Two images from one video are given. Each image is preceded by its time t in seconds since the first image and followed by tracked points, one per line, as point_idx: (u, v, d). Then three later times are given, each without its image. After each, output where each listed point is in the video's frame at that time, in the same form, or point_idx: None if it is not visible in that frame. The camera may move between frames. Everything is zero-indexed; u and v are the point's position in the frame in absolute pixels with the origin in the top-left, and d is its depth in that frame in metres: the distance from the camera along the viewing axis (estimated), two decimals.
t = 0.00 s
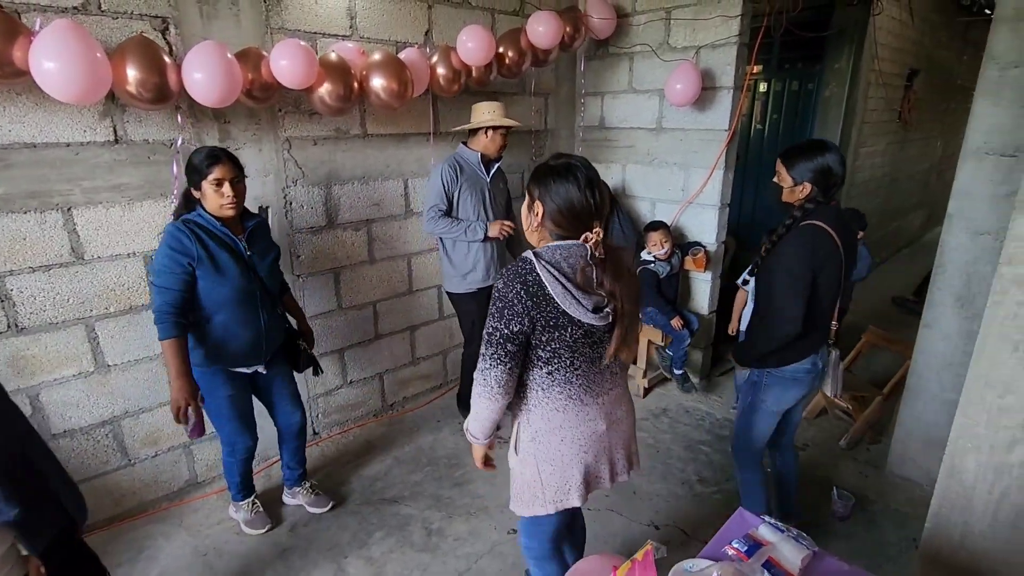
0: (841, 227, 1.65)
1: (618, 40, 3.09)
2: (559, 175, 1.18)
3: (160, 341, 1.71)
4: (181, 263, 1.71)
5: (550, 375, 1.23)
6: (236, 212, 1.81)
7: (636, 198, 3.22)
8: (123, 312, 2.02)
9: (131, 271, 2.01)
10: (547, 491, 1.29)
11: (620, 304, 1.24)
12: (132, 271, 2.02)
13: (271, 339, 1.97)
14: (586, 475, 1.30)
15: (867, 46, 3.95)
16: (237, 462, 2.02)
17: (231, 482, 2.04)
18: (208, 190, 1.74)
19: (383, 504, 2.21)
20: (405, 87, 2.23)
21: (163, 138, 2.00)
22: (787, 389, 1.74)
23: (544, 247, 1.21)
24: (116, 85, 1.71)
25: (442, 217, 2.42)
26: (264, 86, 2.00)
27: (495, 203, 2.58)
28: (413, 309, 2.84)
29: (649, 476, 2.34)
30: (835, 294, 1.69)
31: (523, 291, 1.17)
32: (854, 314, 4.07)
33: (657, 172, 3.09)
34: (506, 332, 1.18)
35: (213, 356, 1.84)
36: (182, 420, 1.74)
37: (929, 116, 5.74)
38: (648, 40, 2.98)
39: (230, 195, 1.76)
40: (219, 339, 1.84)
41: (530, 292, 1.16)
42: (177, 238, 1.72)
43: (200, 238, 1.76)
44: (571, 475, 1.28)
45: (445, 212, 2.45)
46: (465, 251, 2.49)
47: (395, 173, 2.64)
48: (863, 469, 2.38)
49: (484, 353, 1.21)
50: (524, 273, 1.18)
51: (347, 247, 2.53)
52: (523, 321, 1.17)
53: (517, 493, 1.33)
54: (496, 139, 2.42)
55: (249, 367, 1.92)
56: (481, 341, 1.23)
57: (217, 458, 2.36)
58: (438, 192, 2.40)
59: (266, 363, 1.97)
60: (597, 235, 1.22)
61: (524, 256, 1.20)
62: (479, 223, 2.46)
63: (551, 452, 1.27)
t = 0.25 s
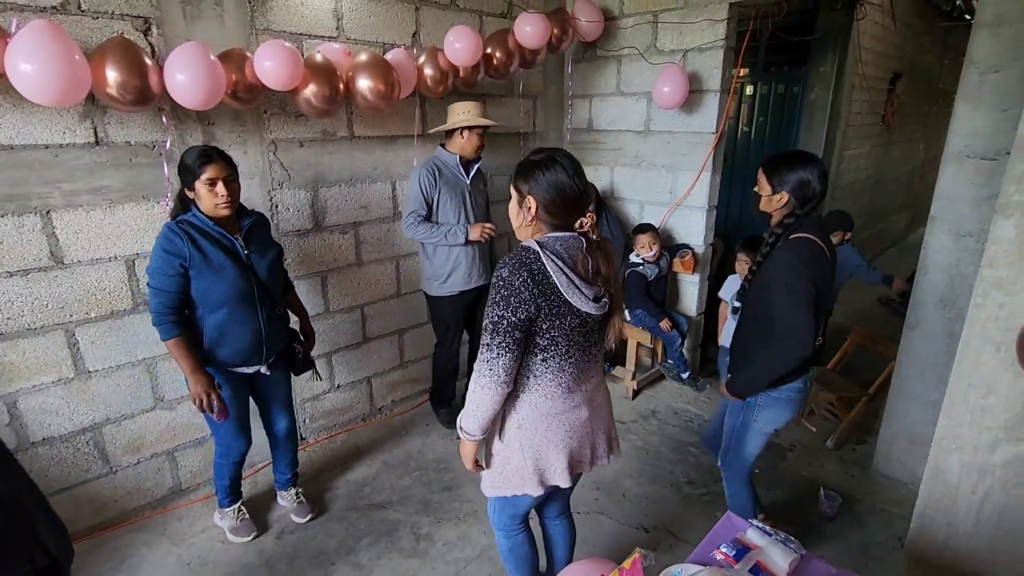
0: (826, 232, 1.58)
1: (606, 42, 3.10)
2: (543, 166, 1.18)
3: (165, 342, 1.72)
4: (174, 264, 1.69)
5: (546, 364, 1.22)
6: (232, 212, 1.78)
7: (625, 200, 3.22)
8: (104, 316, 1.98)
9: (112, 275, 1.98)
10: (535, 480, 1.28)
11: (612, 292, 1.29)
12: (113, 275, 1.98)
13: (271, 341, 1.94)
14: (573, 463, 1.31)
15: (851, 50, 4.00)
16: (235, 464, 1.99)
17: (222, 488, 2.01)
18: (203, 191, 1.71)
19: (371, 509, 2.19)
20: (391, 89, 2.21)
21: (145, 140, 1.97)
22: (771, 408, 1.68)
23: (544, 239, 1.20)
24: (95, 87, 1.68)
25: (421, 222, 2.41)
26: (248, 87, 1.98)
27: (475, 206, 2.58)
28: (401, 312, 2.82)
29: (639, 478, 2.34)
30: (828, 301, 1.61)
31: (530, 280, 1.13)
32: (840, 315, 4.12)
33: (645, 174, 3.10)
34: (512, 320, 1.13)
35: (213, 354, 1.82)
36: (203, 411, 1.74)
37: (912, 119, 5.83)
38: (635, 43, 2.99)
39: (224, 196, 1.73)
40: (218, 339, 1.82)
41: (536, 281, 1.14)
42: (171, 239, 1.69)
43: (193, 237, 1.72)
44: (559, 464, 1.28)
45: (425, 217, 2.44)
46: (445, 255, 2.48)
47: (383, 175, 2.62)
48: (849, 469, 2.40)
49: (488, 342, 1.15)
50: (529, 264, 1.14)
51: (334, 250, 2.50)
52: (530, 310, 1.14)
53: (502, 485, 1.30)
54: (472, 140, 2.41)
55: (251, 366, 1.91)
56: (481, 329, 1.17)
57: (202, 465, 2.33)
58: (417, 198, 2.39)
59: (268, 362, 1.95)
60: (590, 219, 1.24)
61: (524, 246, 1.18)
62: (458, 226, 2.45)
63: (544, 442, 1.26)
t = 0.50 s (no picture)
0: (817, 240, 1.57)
1: (598, 46, 3.11)
2: (529, 175, 1.16)
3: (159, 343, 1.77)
4: (170, 269, 1.70)
5: (547, 378, 1.21)
6: (231, 220, 1.75)
7: (616, 204, 3.23)
8: (90, 321, 1.95)
9: (98, 279, 1.95)
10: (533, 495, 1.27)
11: (607, 302, 1.31)
12: (99, 280, 1.95)
13: (266, 347, 1.90)
14: (568, 475, 1.32)
15: (840, 55, 4.04)
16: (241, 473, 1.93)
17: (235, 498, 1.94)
18: (202, 198, 1.68)
19: (362, 516, 2.17)
20: (382, 92, 2.20)
21: (133, 142, 1.95)
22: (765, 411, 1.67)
23: (539, 250, 1.19)
24: (81, 89, 1.66)
25: (403, 229, 2.41)
26: (238, 90, 1.96)
27: (460, 213, 2.57)
28: (392, 316, 2.81)
29: (630, 482, 2.34)
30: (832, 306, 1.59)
31: (532, 293, 1.12)
32: (829, 318, 4.15)
33: (636, 178, 3.11)
34: (518, 336, 1.11)
35: (206, 361, 1.80)
36: (182, 418, 1.77)
37: (900, 124, 5.89)
38: (627, 48, 3.00)
39: (223, 203, 1.70)
40: (211, 347, 1.79)
41: (539, 293, 1.13)
42: (167, 244, 1.69)
43: (188, 243, 1.71)
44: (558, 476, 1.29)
45: (408, 224, 2.44)
46: (425, 262, 2.47)
47: (374, 178, 2.61)
48: (839, 472, 2.42)
49: (492, 358, 1.13)
50: (529, 276, 1.14)
51: (325, 254, 2.49)
52: (534, 324, 1.13)
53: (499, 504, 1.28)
54: (451, 146, 2.40)
55: (246, 374, 1.87)
56: (484, 346, 1.14)
57: (189, 471, 2.30)
58: (398, 204, 2.39)
59: (263, 370, 1.91)
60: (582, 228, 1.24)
61: (521, 257, 1.17)
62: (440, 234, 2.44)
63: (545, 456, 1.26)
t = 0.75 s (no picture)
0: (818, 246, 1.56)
1: (592, 48, 3.10)
2: (515, 187, 1.13)
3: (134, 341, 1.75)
4: (156, 273, 1.68)
5: (525, 396, 1.18)
6: (221, 224, 1.72)
7: (610, 206, 3.22)
8: (74, 324, 1.92)
9: (83, 281, 1.91)
10: (533, 522, 1.24)
11: (585, 316, 1.26)
12: (84, 282, 1.91)
13: (253, 358, 1.85)
14: (568, 497, 1.28)
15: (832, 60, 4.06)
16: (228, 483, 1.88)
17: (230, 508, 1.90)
18: (191, 200, 1.66)
19: (353, 521, 2.15)
20: (374, 93, 2.18)
21: (120, 142, 1.91)
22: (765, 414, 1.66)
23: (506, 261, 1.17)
24: (67, 87, 1.63)
25: (393, 230, 2.40)
26: (228, 90, 1.93)
27: (452, 213, 2.54)
28: (384, 318, 2.78)
29: (624, 486, 2.33)
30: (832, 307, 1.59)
31: (491, 308, 1.10)
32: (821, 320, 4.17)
33: (630, 180, 3.10)
34: (480, 355, 1.10)
35: (187, 366, 1.77)
36: (140, 422, 1.74)
37: (890, 128, 5.94)
38: (621, 50, 2.99)
39: (214, 206, 1.67)
40: (188, 353, 1.76)
41: (499, 309, 1.11)
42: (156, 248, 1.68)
43: (175, 247, 1.69)
44: (554, 496, 1.25)
45: (397, 225, 2.42)
46: (416, 263, 2.46)
47: (366, 179, 2.58)
48: (832, 475, 2.42)
49: (456, 381, 1.12)
50: (490, 290, 1.12)
51: (316, 255, 2.46)
52: (496, 340, 1.10)
53: (502, 536, 1.26)
54: (441, 144, 2.38)
55: (229, 383, 1.82)
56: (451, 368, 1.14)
57: (177, 476, 2.26)
58: (388, 206, 2.37)
59: (246, 381, 1.86)
60: (558, 250, 1.21)
61: (489, 270, 1.15)
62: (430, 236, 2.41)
63: (534, 477, 1.22)
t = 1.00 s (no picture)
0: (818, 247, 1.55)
1: (589, 51, 3.10)
2: (493, 190, 1.14)
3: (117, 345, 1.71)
4: (133, 272, 1.65)
5: (523, 413, 1.17)
6: (202, 221, 1.69)
7: (606, 208, 3.22)
8: (63, 325, 1.89)
9: (73, 282, 1.88)
10: (518, 535, 1.24)
11: (587, 328, 1.25)
12: (74, 282, 1.89)
13: (237, 358, 1.83)
14: (557, 513, 1.27)
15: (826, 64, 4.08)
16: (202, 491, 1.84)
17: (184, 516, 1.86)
18: (170, 195, 1.63)
19: (346, 525, 2.13)
20: (370, 94, 2.16)
21: (112, 141, 1.89)
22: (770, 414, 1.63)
23: (509, 274, 1.15)
24: (57, 85, 1.60)
25: (395, 231, 2.38)
26: (222, 89, 1.91)
27: (458, 215, 2.52)
28: (379, 320, 2.76)
29: (619, 489, 2.32)
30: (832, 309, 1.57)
31: (498, 327, 1.07)
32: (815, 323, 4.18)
33: (626, 183, 3.10)
34: (481, 374, 1.07)
35: (169, 371, 1.72)
36: (133, 427, 1.72)
37: (883, 132, 5.98)
38: (618, 53, 2.99)
39: (194, 201, 1.64)
40: (175, 356, 1.73)
41: (505, 326, 1.08)
42: (132, 246, 1.64)
43: (152, 244, 1.65)
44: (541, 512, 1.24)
45: (400, 226, 2.41)
46: (419, 265, 2.44)
47: (361, 180, 2.57)
48: (827, 478, 2.42)
49: (455, 396, 1.10)
50: (497, 306, 1.08)
51: (310, 256, 2.44)
52: (500, 360, 1.08)
53: (484, 544, 1.26)
54: (444, 147, 2.37)
55: (216, 385, 1.80)
56: (449, 383, 1.12)
57: (167, 480, 2.23)
58: (390, 206, 2.37)
59: (233, 382, 1.83)
60: (554, 246, 1.19)
61: (491, 283, 1.12)
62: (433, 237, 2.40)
63: (521, 492, 1.21)
